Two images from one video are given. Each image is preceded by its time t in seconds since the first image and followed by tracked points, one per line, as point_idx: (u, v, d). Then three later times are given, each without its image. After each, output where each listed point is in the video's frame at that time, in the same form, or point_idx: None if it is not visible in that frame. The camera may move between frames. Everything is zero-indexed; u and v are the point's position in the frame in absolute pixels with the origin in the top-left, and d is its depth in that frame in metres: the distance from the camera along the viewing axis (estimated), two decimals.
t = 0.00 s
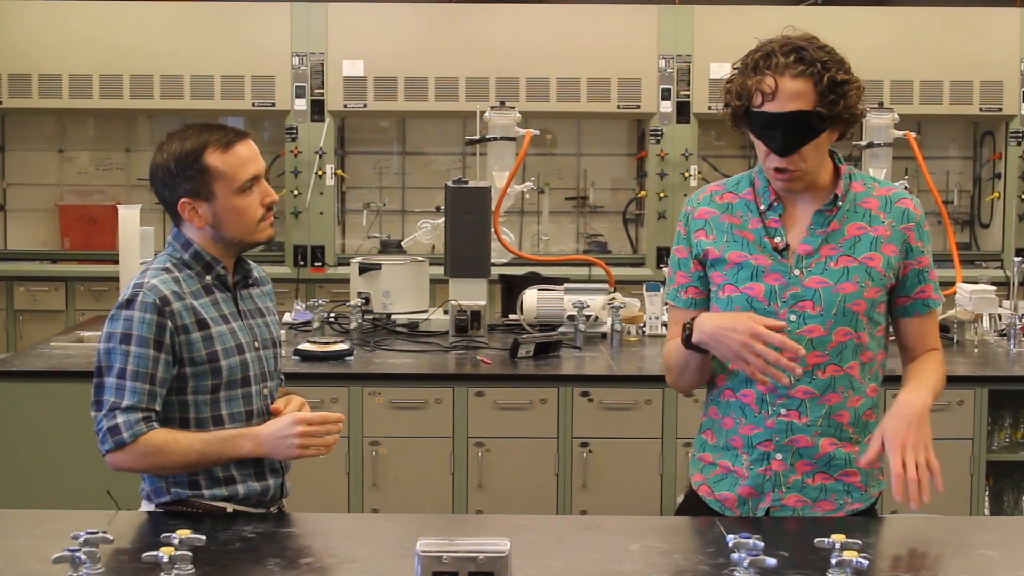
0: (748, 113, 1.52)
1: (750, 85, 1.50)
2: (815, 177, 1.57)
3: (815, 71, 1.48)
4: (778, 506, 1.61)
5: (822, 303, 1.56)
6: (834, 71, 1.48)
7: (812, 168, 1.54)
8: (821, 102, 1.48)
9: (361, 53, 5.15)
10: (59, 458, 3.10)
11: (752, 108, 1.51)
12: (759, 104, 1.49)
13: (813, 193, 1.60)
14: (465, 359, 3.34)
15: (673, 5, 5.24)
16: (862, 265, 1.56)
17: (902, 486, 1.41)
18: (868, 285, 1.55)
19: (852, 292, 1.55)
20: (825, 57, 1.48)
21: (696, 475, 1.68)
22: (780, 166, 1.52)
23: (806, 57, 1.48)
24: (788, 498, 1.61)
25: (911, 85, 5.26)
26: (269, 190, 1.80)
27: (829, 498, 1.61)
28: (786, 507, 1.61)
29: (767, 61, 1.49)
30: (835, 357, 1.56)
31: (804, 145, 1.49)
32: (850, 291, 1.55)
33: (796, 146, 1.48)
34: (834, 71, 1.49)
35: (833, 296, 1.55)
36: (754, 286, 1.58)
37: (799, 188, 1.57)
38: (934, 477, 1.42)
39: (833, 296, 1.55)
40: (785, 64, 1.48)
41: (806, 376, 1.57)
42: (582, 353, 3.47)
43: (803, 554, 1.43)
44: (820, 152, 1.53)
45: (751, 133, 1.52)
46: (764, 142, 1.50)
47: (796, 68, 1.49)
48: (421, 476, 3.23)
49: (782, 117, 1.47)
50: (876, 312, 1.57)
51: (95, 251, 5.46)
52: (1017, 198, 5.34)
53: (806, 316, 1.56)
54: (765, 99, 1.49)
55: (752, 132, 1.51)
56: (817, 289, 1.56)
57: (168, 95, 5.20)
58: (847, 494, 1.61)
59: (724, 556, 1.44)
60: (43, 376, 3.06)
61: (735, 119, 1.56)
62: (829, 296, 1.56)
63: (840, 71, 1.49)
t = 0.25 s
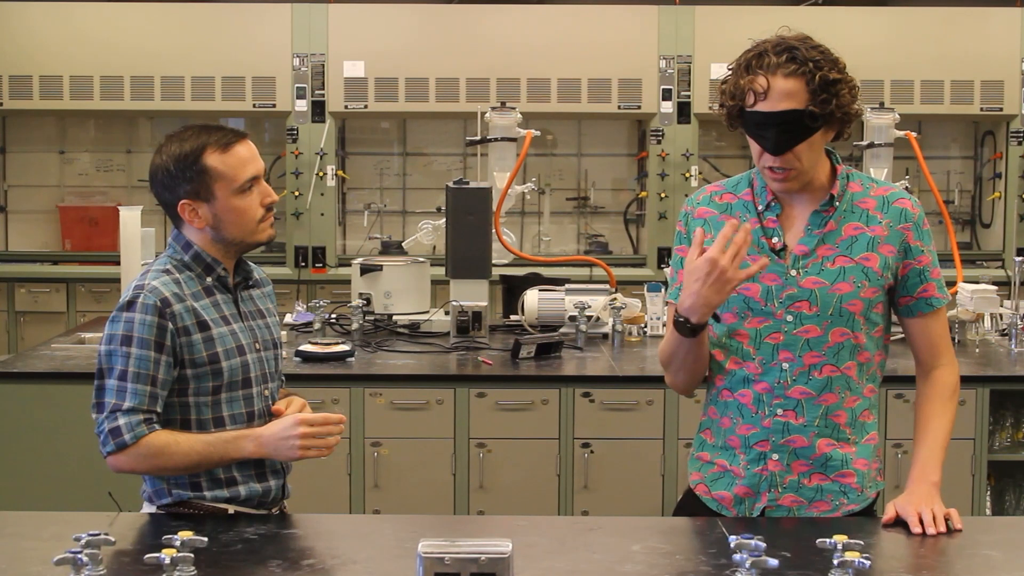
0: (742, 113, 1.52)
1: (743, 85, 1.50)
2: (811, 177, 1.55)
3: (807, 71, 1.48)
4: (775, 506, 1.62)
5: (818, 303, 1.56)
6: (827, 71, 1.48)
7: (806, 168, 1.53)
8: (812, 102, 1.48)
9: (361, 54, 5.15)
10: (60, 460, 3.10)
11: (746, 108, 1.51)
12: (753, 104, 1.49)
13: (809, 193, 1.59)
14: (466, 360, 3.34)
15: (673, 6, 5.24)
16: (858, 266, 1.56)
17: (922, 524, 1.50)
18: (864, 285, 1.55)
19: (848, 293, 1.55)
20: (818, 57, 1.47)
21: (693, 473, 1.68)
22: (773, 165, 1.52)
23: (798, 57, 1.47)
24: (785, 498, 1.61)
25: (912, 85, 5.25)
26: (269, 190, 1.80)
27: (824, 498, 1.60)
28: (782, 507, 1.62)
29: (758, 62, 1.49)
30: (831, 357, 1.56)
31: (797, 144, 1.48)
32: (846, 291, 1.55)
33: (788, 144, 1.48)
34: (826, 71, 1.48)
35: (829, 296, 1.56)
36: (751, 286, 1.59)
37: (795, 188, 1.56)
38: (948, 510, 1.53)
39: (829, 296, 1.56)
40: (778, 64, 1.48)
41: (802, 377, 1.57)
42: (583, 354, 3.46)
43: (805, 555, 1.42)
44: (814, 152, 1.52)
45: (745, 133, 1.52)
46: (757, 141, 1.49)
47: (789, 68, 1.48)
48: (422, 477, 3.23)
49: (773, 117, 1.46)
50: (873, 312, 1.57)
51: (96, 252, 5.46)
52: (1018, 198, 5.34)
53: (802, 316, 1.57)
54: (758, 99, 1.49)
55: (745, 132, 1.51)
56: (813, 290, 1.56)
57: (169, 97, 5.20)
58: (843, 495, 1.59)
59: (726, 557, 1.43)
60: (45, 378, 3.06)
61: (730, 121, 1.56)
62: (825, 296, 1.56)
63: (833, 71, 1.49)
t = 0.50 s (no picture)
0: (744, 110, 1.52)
1: (745, 80, 1.50)
2: (813, 174, 1.55)
3: (809, 68, 1.47)
4: (779, 507, 1.61)
5: (820, 304, 1.56)
6: (829, 69, 1.48)
7: (807, 165, 1.52)
8: (814, 98, 1.47)
9: (361, 54, 5.15)
10: (61, 461, 3.10)
11: (748, 104, 1.51)
12: (754, 100, 1.50)
13: (812, 192, 1.59)
14: (466, 361, 3.34)
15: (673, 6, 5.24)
16: (861, 266, 1.55)
17: (922, 524, 1.50)
18: (867, 285, 1.55)
19: (851, 293, 1.55)
20: (820, 55, 1.47)
21: (697, 475, 1.68)
22: (774, 162, 1.51)
23: (800, 54, 1.47)
24: (789, 500, 1.61)
25: (912, 85, 5.25)
26: (268, 190, 1.80)
27: (829, 500, 1.60)
28: (786, 508, 1.61)
29: (761, 58, 1.49)
30: (834, 358, 1.56)
31: (797, 141, 1.48)
32: (849, 292, 1.55)
33: (789, 142, 1.48)
34: (829, 68, 1.48)
35: (832, 297, 1.55)
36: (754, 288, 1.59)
37: (797, 186, 1.56)
38: (949, 511, 1.53)
39: (832, 297, 1.55)
40: (779, 61, 1.48)
41: (806, 378, 1.57)
42: (583, 355, 3.46)
43: (805, 556, 1.42)
44: (817, 149, 1.51)
45: (747, 131, 1.51)
46: (758, 138, 1.49)
47: (791, 65, 1.48)
48: (422, 478, 3.23)
49: (774, 114, 1.46)
50: (876, 312, 1.57)
51: (96, 253, 5.46)
52: (1018, 198, 5.34)
53: (805, 317, 1.56)
54: (759, 95, 1.49)
55: (748, 129, 1.51)
56: (816, 291, 1.56)
57: (169, 97, 5.20)
58: (847, 497, 1.59)
59: (727, 558, 1.43)
60: (45, 379, 3.06)
61: (733, 118, 1.56)
62: (828, 297, 1.56)
63: (836, 68, 1.49)
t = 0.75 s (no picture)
0: (752, 115, 1.51)
1: (753, 86, 1.50)
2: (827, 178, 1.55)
3: (817, 70, 1.47)
4: (788, 512, 1.61)
5: (831, 308, 1.55)
6: (837, 68, 1.48)
7: (822, 169, 1.52)
8: (824, 100, 1.47)
9: (360, 57, 5.15)
10: (61, 465, 3.10)
11: (756, 110, 1.51)
12: (763, 105, 1.49)
13: (822, 196, 1.59)
14: (467, 364, 3.34)
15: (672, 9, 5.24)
16: (871, 270, 1.55)
17: (925, 526, 1.50)
18: (877, 290, 1.55)
19: (861, 298, 1.55)
20: (827, 56, 1.47)
21: (705, 479, 1.68)
22: (786, 165, 1.51)
23: (807, 57, 1.47)
24: (798, 504, 1.60)
25: (911, 86, 5.25)
26: (266, 193, 1.80)
27: (838, 503, 1.59)
28: (795, 513, 1.61)
29: (768, 63, 1.50)
30: (844, 363, 1.56)
31: (808, 144, 1.47)
32: (859, 296, 1.55)
33: (800, 146, 1.47)
34: (837, 68, 1.48)
35: (842, 302, 1.55)
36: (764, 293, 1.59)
37: (811, 193, 1.56)
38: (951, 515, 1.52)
39: (842, 302, 1.55)
40: (787, 64, 1.48)
41: (816, 383, 1.57)
42: (584, 358, 3.46)
43: (806, 558, 1.42)
44: (829, 149, 1.51)
45: (758, 136, 1.51)
46: (770, 143, 1.49)
47: (798, 68, 1.48)
48: (423, 482, 3.23)
49: (785, 118, 1.46)
50: (886, 316, 1.57)
51: (96, 257, 5.46)
52: (1018, 199, 5.34)
53: (815, 322, 1.56)
54: (768, 100, 1.49)
55: (758, 135, 1.51)
56: (826, 295, 1.56)
57: (169, 101, 5.20)
58: (857, 499, 1.59)
59: (727, 561, 1.43)
60: (45, 384, 3.06)
61: (741, 123, 1.56)
62: (838, 301, 1.55)
63: (843, 69, 1.49)
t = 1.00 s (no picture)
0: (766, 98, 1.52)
1: (770, 69, 1.52)
2: (819, 180, 1.55)
3: (835, 66, 1.48)
4: (793, 514, 1.61)
5: (837, 310, 1.55)
6: (854, 70, 1.48)
7: (815, 167, 1.52)
8: (834, 97, 1.47)
9: (363, 59, 5.16)
10: (61, 464, 3.10)
11: (770, 92, 1.52)
12: (776, 88, 1.51)
13: (826, 195, 1.59)
14: (468, 365, 3.34)
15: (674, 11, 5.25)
16: (877, 272, 1.56)
17: (926, 528, 1.50)
18: (884, 292, 1.55)
19: (868, 300, 1.55)
20: (848, 55, 1.48)
21: (709, 482, 1.67)
22: (784, 154, 1.51)
23: (829, 52, 1.48)
24: (804, 506, 1.60)
25: (913, 90, 5.25)
26: (268, 195, 1.80)
27: (843, 506, 1.59)
28: (800, 515, 1.61)
29: (791, 49, 1.50)
30: (851, 365, 1.56)
31: (809, 137, 1.47)
32: (867, 298, 1.55)
33: (800, 135, 1.47)
34: (854, 70, 1.48)
35: (848, 304, 1.55)
36: (770, 293, 1.58)
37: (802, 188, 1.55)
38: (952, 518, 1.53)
39: (849, 303, 1.55)
40: (807, 54, 1.49)
41: (822, 385, 1.56)
42: (585, 360, 3.46)
43: (807, 560, 1.42)
44: (829, 147, 1.50)
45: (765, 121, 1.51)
46: (773, 128, 1.49)
47: (818, 60, 1.49)
48: (423, 483, 3.23)
49: (793, 104, 1.46)
50: (892, 318, 1.57)
51: (97, 257, 5.46)
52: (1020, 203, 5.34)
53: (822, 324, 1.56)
54: (782, 84, 1.50)
55: (766, 118, 1.51)
56: (833, 297, 1.56)
57: (170, 102, 5.21)
58: (863, 502, 1.59)
59: (728, 563, 1.43)
60: (46, 383, 3.06)
61: (756, 111, 1.56)
62: (844, 303, 1.55)
63: (861, 72, 1.49)
